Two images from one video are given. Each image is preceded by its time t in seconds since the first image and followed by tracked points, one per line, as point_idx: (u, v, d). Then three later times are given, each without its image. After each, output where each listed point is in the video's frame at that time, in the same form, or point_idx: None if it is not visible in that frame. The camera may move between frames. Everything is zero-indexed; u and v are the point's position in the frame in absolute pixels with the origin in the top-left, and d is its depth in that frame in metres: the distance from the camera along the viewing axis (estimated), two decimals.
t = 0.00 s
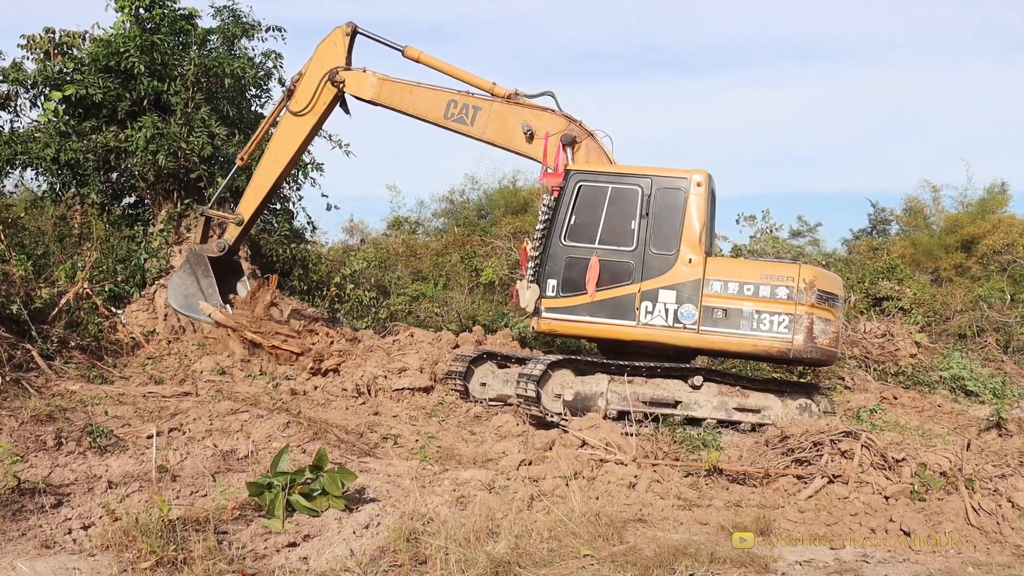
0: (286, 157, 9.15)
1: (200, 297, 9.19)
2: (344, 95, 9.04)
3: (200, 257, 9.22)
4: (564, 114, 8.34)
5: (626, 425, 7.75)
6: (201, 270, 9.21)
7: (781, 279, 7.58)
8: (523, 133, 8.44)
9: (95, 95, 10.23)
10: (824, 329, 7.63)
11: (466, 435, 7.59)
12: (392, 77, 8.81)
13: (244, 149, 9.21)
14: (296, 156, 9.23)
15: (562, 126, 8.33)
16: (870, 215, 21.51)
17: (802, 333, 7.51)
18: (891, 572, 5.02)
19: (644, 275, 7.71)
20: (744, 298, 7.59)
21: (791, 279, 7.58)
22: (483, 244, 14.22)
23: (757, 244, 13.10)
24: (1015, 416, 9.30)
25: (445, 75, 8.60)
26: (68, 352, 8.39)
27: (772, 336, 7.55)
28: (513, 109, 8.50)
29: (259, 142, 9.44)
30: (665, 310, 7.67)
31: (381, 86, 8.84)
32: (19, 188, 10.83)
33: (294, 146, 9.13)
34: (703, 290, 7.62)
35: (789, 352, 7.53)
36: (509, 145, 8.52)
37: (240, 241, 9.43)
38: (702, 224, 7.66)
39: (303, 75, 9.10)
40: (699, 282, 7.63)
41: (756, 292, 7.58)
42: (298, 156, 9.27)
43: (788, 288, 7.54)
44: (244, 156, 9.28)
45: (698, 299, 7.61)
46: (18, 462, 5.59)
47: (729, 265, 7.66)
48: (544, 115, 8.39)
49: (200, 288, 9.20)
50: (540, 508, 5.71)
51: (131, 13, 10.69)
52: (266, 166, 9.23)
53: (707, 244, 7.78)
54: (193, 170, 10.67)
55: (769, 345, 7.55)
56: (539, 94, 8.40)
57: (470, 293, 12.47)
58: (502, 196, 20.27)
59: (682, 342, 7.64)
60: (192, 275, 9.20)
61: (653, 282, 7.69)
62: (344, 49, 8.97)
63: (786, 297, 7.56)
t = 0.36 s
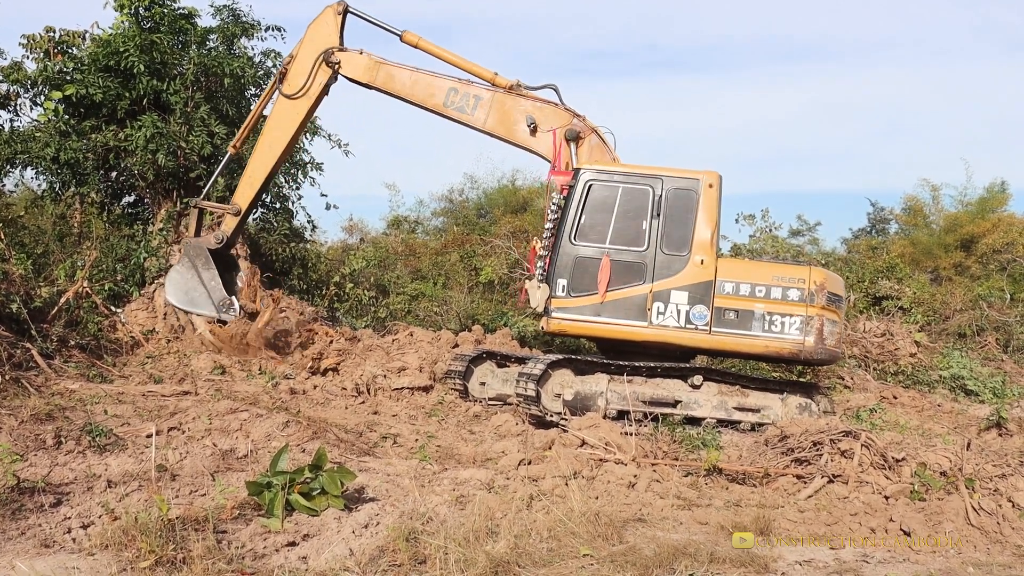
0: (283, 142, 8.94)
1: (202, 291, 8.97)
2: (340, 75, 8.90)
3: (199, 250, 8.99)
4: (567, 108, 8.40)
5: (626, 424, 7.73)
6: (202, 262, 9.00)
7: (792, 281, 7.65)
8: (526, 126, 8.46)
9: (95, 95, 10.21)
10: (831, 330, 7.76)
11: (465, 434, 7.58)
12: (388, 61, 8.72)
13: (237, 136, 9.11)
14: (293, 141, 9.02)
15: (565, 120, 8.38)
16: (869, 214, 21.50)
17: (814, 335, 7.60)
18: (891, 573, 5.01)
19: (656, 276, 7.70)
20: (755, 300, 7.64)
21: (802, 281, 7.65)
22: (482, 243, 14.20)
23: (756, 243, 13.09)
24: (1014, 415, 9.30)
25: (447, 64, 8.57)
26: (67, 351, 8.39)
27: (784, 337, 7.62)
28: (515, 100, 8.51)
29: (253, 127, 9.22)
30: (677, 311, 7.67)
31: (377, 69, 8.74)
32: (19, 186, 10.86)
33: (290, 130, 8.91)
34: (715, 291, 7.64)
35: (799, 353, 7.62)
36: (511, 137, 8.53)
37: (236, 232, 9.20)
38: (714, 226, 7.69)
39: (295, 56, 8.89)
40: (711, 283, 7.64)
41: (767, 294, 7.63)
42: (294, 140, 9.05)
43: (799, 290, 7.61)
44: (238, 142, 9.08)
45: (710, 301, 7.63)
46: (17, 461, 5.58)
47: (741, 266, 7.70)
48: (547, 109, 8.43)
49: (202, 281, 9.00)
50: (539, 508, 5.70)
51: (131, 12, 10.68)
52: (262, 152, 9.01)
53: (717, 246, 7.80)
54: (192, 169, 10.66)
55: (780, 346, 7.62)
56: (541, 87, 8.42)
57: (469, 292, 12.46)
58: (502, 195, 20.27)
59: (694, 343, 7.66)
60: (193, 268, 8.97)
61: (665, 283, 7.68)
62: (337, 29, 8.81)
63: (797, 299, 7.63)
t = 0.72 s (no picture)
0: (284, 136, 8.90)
1: (191, 286, 8.81)
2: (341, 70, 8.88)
3: (195, 243, 8.89)
4: (572, 107, 8.41)
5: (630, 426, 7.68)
6: (196, 256, 8.88)
7: (801, 283, 7.65)
8: (532, 126, 8.46)
9: (99, 98, 10.22)
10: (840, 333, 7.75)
11: (469, 437, 7.58)
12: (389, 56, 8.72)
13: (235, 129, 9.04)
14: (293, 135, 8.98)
15: (570, 120, 8.39)
16: (872, 215, 21.48)
17: (823, 337, 7.58)
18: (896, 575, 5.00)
19: (665, 278, 7.70)
20: (764, 302, 7.64)
21: (811, 284, 7.65)
22: (485, 245, 14.21)
23: (760, 244, 13.09)
24: (1019, 416, 9.28)
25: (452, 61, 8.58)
26: (71, 354, 8.41)
27: (792, 339, 7.61)
28: (521, 99, 8.52)
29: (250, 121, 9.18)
30: (686, 313, 7.67)
31: (379, 64, 8.73)
32: (24, 189, 10.86)
33: (290, 124, 8.88)
34: (724, 294, 7.64)
35: (808, 356, 7.62)
36: (516, 136, 8.54)
37: (235, 228, 9.19)
38: (723, 229, 7.69)
39: (296, 49, 8.89)
40: (720, 285, 7.65)
41: (776, 296, 7.63)
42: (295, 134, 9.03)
43: (808, 293, 7.60)
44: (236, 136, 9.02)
45: (719, 304, 7.64)
46: (22, 464, 5.60)
47: (750, 269, 7.70)
48: (553, 109, 8.43)
49: (192, 274, 8.85)
50: (543, 510, 5.70)
51: (133, 16, 10.70)
52: (262, 146, 8.96)
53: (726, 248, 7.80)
54: (196, 172, 10.68)
55: (789, 348, 7.62)
56: (546, 86, 8.41)
57: (473, 295, 12.46)
58: (504, 197, 20.30)
59: (703, 345, 7.67)
60: (185, 260, 8.83)
61: (674, 285, 7.68)
62: (338, 23, 8.80)
63: (806, 301, 7.63)
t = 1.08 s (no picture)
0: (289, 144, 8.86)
1: (185, 280, 8.73)
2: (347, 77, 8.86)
3: (201, 241, 8.78)
4: (573, 111, 8.41)
5: (630, 428, 7.69)
6: (198, 254, 8.78)
7: (796, 284, 7.65)
8: (533, 129, 8.47)
9: (100, 100, 10.22)
10: (836, 333, 7.74)
11: (470, 438, 7.58)
12: (396, 63, 8.70)
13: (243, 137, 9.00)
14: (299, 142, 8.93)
15: (571, 123, 8.39)
16: (873, 216, 21.48)
17: (818, 337, 7.59)
18: None
19: (659, 279, 7.70)
20: (759, 303, 7.64)
21: (806, 284, 7.65)
22: (486, 246, 14.21)
23: (760, 246, 13.09)
24: (1020, 418, 9.28)
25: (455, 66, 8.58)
26: (72, 356, 8.41)
27: (788, 340, 7.61)
28: (523, 103, 8.53)
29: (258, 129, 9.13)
30: (681, 314, 7.67)
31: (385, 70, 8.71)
32: (25, 192, 10.90)
33: (296, 131, 8.82)
34: (719, 294, 7.64)
35: (804, 356, 7.61)
36: (518, 140, 8.54)
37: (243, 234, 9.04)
38: (717, 229, 7.69)
39: (303, 57, 8.83)
40: (715, 286, 7.65)
41: (771, 297, 7.63)
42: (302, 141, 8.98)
43: (803, 293, 7.61)
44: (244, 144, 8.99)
45: (714, 304, 7.63)
46: (23, 466, 5.60)
47: (745, 269, 7.70)
48: (554, 112, 8.43)
49: (189, 270, 8.75)
50: (544, 512, 5.69)
51: (134, 19, 10.70)
52: (267, 153, 8.93)
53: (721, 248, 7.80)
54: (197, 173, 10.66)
55: (784, 349, 7.61)
56: (549, 90, 8.42)
57: (474, 296, 12.47)
58: (505, 198, 20.31)
59: (698, 345, 7.66)
60: (186, 254, 8.74)
61: (669, 285, 7.68)
62: (345, 30, 8.76)
63: (801, 302, 7.63)
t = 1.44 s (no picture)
0: (312, 153, 9.18)
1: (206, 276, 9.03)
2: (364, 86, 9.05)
3: (228, 242, 9.10)
4: (579, 114, 8.40)
5: (631, 428, 7.69)
6: (222, 255, 9.07)
7: (782, 281, 7.58)
8: (539, 132, 8.47)
9: (101, 100, 10.23)
10: (826, 330, 7.62)
11: (471, 438, 7.59)
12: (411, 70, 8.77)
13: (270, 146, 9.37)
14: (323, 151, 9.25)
15: (577, 127, 8.38)
16: (875, 217, 21.49)
17: (803, 335, 7.49)
18: None
19: (645, 277, 7.73)
20: (744, 300, 7.59)
21: (792, 281, 7.57)
22: (487, 247, 14.21)
23: (762, 246, 13.09)
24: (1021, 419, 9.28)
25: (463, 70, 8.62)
26: (74, 355, 8.42)
27: (773, 337, 7.54)
28: (530, 107, 8.53)
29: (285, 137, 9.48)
30: (666, 312, 7.68)
31: (400, 79, 8.81)
32: (26, 192, 10.92)
33: (320, 141, 9.17)
34: (704, 292, 7.63)
35: (789, 354, 7.53)
36: (525, 144, 8.55)
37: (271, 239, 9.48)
38: (702, 226, 7.67)
39: (325, 68, 9.12)
40: (699, 284, 7.64)
41: (756, 294, 7.58)
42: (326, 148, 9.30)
43: (788, 290, 7.53)
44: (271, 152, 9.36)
45: (698, 302, 7.62)
46: (25, 465, 5.61)
47: (730, 267, 7.67)
48: (560, 115, 8.43)
49: (211, 268, 9.05)
50: (545, 512, 5.69)
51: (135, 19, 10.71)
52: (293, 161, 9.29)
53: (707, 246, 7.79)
54: (198, 173, 10.64)
55: (769, 346, 7.54)
56: (556, 93, 8.43)
57: (475, 297, 12.47)
58: (506, 198, 20.33)
59: (683, 344, 7.66)
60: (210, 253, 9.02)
61: (653, 284, 7.70)
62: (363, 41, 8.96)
63: (787, 298, 7.55)
